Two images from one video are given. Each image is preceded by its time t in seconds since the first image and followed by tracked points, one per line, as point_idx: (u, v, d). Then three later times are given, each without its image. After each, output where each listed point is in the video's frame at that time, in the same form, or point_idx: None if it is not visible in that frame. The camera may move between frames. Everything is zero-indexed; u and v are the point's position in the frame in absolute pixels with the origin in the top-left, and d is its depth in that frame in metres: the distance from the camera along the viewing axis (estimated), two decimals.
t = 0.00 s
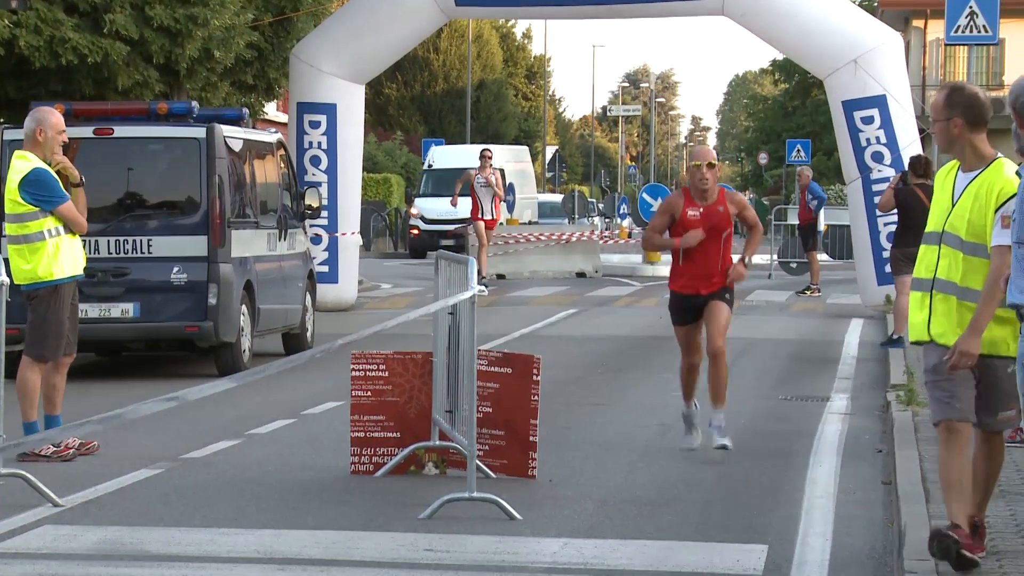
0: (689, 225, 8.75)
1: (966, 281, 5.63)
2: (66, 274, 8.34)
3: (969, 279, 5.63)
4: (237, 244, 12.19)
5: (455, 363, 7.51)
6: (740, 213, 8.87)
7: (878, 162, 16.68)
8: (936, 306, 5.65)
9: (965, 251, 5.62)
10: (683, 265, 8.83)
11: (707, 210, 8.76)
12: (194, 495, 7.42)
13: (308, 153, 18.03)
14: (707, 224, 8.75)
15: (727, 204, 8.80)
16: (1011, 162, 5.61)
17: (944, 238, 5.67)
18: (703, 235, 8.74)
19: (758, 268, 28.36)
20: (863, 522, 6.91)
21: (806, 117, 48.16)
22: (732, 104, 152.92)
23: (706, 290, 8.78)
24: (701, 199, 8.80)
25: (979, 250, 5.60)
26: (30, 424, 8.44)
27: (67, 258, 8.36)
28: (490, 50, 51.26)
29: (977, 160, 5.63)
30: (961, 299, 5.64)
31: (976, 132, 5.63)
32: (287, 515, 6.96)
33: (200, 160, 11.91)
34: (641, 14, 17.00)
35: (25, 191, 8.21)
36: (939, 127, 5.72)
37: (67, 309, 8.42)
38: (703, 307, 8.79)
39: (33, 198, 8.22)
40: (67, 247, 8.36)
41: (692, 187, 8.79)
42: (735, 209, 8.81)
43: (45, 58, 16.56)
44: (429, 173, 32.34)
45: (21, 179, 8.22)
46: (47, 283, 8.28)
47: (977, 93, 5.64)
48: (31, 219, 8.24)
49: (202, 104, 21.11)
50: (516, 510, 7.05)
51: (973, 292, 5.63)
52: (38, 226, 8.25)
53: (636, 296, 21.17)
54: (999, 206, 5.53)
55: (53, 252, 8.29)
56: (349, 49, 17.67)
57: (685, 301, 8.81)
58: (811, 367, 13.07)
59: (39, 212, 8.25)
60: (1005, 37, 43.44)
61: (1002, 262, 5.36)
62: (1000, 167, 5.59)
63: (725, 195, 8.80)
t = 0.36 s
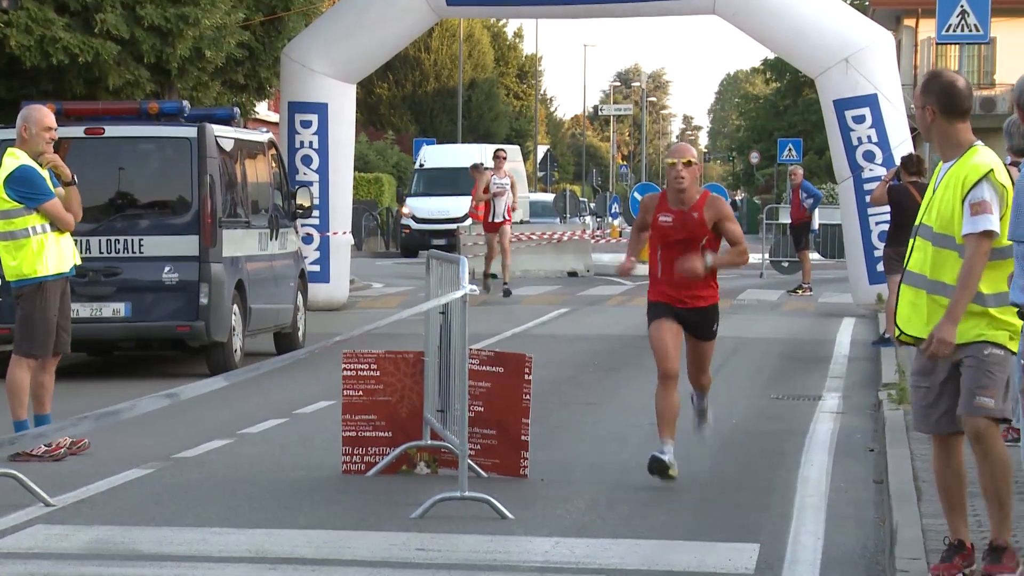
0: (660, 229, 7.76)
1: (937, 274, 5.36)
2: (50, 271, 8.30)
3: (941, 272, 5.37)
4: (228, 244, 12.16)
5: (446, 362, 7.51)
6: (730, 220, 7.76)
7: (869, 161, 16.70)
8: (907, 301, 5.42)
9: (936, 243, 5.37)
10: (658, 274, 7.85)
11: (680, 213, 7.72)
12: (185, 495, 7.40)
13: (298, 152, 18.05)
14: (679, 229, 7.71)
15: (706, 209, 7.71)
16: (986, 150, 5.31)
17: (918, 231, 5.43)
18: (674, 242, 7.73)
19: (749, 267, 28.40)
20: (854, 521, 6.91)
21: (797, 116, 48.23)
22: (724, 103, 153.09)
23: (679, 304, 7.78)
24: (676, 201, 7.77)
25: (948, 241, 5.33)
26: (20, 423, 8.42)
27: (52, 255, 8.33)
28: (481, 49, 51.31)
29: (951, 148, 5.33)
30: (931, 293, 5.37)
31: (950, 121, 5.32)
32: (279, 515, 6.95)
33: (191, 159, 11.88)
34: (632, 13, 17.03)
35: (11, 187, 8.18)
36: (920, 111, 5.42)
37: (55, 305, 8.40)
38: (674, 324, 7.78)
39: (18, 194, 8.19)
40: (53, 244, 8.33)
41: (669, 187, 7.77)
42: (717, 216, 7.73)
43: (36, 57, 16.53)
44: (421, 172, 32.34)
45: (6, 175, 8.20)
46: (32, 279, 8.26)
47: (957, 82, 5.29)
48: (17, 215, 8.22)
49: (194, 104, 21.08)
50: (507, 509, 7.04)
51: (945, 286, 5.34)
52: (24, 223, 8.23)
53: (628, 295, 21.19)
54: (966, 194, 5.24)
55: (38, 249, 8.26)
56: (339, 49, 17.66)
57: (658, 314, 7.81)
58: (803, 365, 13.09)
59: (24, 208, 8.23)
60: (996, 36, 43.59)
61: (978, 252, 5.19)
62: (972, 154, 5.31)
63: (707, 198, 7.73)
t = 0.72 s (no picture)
0: (661, 235, 6.75)
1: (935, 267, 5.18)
2: (44, 266, 8.31)
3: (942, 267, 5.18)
4: (229, 240, 12.15)
5: (447, 357, 7.51)
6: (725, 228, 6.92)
7: (870, 157, 16.68)
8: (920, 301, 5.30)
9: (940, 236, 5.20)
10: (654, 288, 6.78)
11: (686, 218, 6.75)
12: (186, 491, 7.41)
13: (299, 148, 18.01)
14: (685, 235, 6.75)
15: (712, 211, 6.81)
16: (997, 146, 5.07)
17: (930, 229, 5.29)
18: (679, 248, 6.76)
19: (751, 264, 28.42)
20: (855, 518, 6.91)
21: (798, 112, 48.23)
22: (725, 99, 153.05)
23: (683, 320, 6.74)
24: (679, 203, 6.78)
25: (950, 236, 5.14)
26: (22, 419, 8.43)
27: (46, 251, 8.32)
28: (482, 45, 51.30)
29: (962, 143, 5.18)
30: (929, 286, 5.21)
31: (959, 114, 5.14)
32: (280, 510, 6.96)
33: (192, 154, 11.88)
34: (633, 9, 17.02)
35: (3, 182, 8.28)
36: (931, 107, 5.25)
37: (53, 301, 8.38)
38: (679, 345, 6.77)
39: (10, 188, 8.27)
40: (45, 239, 8.32)
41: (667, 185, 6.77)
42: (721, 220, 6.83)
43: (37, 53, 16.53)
44: (422, 168, 32.36)
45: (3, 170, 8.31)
46: (24, 274, 8.28)
47: (964, 73, 5.12)
48: (11, 209, 8.32)
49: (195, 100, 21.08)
50: (509, 505, 7.05)
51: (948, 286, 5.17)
52: (15, 218, 8.31)
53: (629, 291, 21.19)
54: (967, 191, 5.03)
55: (29, 244, 8.27)
56: (340, 44, 17.65)
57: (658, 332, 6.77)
58: (804, 361, 13.08)
59: (18, 202, 8.32)
60: (997, 32, 43.57)
61: (971, 250, 4.96)
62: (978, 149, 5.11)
63: (708, 199, 6.81)
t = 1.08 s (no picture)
0: (630, 249, 5.81)
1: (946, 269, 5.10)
2: (44, 262, 8.30)
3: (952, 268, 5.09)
4: (234, 236, 12.15)
5: (452, 355, 7.52)
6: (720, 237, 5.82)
7: (876, 154, 16.53)
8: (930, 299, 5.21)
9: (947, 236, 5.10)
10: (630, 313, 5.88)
11: (655, 227, 5.77)
12: (191, 487, 7.41)
13: (304, 145, 18.07)
14: (656, 249, 5.76)
15: (691, 221, 5.77)
16: (1001, 139, 4.97)
17: (937, 225, 5.22)
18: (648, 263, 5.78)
19: (756, 261, 28.42)
20: (861, 515, 6.91)
21: (803, 109, 48.18)
22: (731, 96, 152.89)
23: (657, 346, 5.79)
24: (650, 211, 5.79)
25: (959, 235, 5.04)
26: (29, 415, 8.43)
27: (45, 247, 8.32)
28: (486, 41, 51.28)
29: (965, 136, 5.06)
30: (941, 289, 5.12)
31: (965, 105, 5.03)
32: (285, 507, 6.97)
33: (197, 151, 11.89)
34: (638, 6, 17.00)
35: (7, 177, 8.35)
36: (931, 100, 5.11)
37: (58, 297, 8.37)
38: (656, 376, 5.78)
39: (14, 184, 8.33)
40: (45, 235, 8.32)
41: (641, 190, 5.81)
42: (705, 229, 5.78)
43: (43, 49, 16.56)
44: (428, 165, 32.37)
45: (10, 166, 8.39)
46: (25, 269, 8.31)
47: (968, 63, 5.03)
48: (14, 205, 8.37)
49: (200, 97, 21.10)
50: (514, 502, 7.05)
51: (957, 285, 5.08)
52: (17, 213, 8.35)
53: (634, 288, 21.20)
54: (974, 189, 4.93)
55: (28, 239, 8.29)
56: (345, 41, 17.65)
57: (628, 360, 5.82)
58: (809, 359, 13.08)
59: (20, 198, 8.36)
60: (1003, 30, 43.49)
61: (981, 250, 4.85)
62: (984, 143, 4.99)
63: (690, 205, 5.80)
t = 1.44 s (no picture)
0: (632, 260, 5.03)
1: (957, 278, 5.03)
2: (54, 262, 8.32)
3: (963, 277, 5.03)
4: (246, 236, 12.17)
5: (463, 355, 7.53)
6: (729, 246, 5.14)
7: (887, 155, 16.63)
8: (932, 311, 5.11)
9: (955, 246, 5.04)
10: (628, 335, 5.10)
11: (664, 238, 5.02)
12: (202, 487, 7.43)
13: (316, 144, 18.13)
14: (663, 262, 5.02)
15: (701, 228, 5.06)
16: (1003, 143, 5.01)
17: (936, 233, 5.12)
18: (655, 277, 5.04)
19: (767, 261, 28.38)
20: (872, 515, 6.91)
21: (815, 110, 48.07)
22: (743, 96, 152.70)
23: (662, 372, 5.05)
24: (656, 218, 5.03)
25: (971, 243, 5.00)
26: (43, 414, 8.45)
27: (55, 247, 8.33)
28: (498, 41, 51.27)
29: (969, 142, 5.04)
30: (953, 300, 5.04)
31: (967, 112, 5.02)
32: (297, 507, 6.98)
33: (209, 150, 11.91)
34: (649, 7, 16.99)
35: (22, 178, 8.44)
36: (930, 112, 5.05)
37: (68, 294, 8.36)
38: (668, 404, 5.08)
39: (27, 184, 8.41)
40: (54, 236, 8.33)
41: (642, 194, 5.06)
42: (715, 238, 5.09)
43: (55, 49, 16.60)
44: (439, 165, 32.36)
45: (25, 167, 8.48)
46: (36, 269, 8.35)
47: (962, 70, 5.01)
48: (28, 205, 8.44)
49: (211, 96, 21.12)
50: (524, 502, 7.06)
51: (968, 291, 5.01)
52: (30, 213, 8.40)
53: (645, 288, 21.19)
54: (991, 192, 4.93)
55: (39, 239, 8.33)
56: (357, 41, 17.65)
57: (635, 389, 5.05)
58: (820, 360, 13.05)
59: (32, 198, 8.43)
60: (1016, 30, 43.34)
61: (1008, 251, 4.84)
62: (991, 149, 4.99)
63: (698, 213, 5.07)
